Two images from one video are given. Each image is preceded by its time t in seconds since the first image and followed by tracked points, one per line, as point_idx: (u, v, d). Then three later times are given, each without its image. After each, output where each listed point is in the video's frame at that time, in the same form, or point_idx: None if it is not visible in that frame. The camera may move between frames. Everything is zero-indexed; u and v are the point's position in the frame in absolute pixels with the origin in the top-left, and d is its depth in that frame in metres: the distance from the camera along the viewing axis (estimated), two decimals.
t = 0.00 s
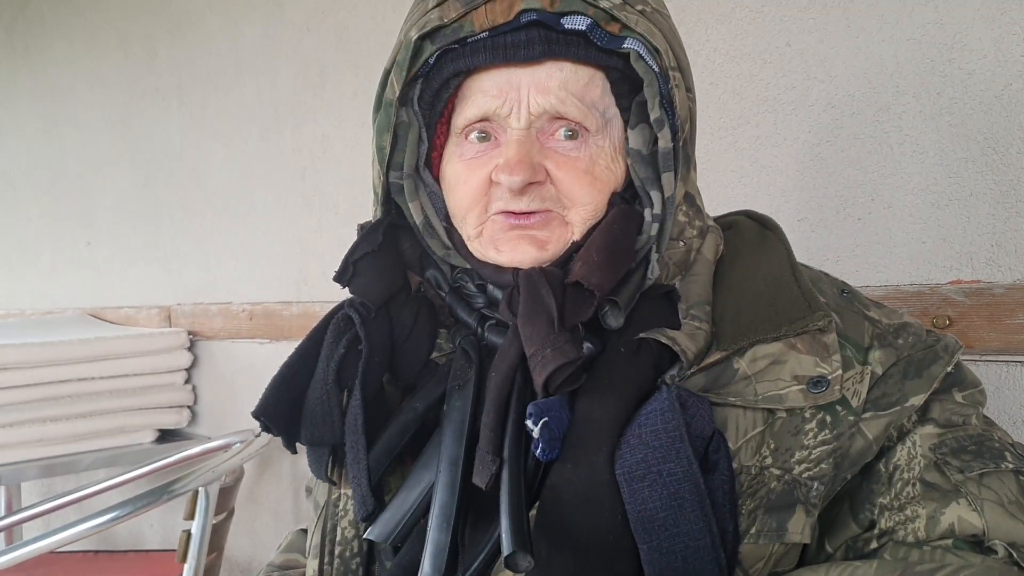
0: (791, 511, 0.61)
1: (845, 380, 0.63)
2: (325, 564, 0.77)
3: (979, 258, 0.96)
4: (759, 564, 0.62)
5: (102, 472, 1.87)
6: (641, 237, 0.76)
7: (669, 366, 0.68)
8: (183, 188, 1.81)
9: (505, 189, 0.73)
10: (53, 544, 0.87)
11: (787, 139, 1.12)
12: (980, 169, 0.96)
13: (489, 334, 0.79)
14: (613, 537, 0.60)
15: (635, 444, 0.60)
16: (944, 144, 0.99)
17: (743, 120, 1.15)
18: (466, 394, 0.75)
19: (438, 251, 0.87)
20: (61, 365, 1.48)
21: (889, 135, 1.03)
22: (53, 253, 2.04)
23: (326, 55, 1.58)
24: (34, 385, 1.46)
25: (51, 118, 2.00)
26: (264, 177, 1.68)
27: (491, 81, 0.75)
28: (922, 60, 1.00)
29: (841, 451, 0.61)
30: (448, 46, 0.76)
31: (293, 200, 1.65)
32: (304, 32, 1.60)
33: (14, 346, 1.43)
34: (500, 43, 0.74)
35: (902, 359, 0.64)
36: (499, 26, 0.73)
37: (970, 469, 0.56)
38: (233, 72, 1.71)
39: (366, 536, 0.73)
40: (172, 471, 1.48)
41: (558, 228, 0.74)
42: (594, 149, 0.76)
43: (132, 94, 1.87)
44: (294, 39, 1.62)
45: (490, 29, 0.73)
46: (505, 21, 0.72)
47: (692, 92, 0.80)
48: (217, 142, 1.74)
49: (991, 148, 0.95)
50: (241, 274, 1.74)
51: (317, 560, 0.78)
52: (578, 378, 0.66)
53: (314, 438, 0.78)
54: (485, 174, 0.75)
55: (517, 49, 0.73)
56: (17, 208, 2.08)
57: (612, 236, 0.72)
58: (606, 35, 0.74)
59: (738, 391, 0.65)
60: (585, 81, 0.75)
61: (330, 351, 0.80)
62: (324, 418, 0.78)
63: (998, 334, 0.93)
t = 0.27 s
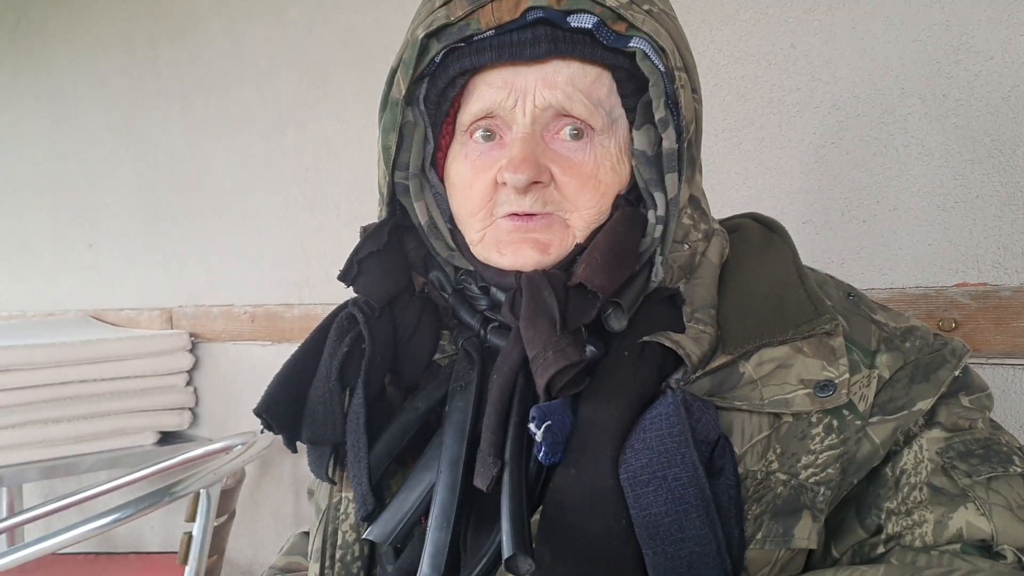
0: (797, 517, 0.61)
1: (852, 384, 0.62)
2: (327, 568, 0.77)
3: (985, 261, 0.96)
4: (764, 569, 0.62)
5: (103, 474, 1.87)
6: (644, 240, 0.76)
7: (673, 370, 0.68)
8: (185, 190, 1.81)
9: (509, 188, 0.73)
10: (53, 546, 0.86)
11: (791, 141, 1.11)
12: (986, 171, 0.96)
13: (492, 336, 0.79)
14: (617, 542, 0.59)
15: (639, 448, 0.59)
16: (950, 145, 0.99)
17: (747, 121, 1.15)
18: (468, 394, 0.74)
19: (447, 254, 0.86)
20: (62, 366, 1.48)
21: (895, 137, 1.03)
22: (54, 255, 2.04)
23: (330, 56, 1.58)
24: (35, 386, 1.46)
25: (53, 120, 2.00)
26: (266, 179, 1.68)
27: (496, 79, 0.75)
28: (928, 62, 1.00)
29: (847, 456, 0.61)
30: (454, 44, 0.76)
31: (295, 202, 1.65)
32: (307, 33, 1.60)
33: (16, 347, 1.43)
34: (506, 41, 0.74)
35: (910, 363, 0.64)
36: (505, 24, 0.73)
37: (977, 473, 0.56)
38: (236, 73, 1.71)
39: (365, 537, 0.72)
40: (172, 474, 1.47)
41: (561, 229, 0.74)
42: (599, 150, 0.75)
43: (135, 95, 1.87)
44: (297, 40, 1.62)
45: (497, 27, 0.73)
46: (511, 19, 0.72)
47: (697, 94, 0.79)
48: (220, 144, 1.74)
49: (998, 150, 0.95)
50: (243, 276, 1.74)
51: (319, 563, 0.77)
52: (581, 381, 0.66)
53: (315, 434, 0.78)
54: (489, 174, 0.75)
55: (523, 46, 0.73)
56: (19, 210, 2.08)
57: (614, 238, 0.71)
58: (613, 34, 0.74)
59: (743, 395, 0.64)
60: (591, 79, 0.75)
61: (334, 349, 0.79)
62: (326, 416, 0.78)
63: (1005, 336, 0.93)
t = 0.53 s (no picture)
0: (799, 516, 0.61)
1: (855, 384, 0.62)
2: (328, 568, 0.77)
3: (986, 261, 0.96)
4: (766, 569, 0.62)
5: (103, 475, 1.87)
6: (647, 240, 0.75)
7: (676, 369, 0.68)
8: (185, 190, 1.81)
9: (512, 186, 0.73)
10: (53, 547, 0.86)
11: (791, 141, 1.11)
12: (987, 172, 0.96)
13: (494, 334, 0.78)
14: (619, 542, 0.59)
15: (642, 447, 0.59)
16: (951, 146, 0.99)
17: (748, 122, 1.15)
18: (469, 393, 0.74)
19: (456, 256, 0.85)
20: (61, 367, 1.48)
21: (895, 138, 1.03)
22: (54, 255, 2.04)
23: (330, 57, 1.58)
24: (33, 387, 1.46)
25: (53, 121, 2.00)
26: (266, 179, 1.68)
27: (501, 77, 0.75)
28: (929, 62, 1.00)
29: (850, 455, 0.61)
30: (460, 42, 0.76)
31: (296, 202, 1.65)
32: (308, 33, 1.60)
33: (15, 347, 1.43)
34: (511, 39, 0.74)
35: (913, 363, 0.64)
36: (510, 23, 0.73)
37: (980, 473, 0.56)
38: (236, 74, 1.71)
39: (365, 533, 0.72)
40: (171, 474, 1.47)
41: (565, 227, 0.74)
42: (603, 148, 0.75)
43: (135, 95, 1.87)
44: (298, 40, 1.62)
45: (503, 25, 0.73)
46: (516, 18, 0.73)
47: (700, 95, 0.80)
48: (220, 145, 1.74)
49: (999, 150, 0.95)
50: (243, 277, 1.74)
51: (321, 564, 0.77)
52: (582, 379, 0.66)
53: (316, 431, 0.78)
54: (493, 172, 0.75)
55: (528, 44, 0.73)
56: (19, 211, 2.08)
57: (618, 237, 0.71)
58: (617, 33, 0.74)
59: (745, 395, 0.64)
60: (595, 78, 0.75)
61: (336, 346, 0.79)
62: (327, 413, 0.78)
63: (1006, 337, 0.93)
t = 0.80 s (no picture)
0: (800, 512, 0.61)
1: (856, 380, 0.62)
2: (329, 564, 0.77)
3: (987, 257, 0.96)
4: (767, 564, 0.62)
5: (103, 472, 1.87)
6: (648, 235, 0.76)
7: (677, 364, 0.68)
8: (185, 187, 1.81)
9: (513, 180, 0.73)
10: (52, 544, 0.86)
11: (792, 138, 1.11)
12: (989, 168, 0.96)
13: (494, 329, 0.78)
14: (621, 538, 0.59)
15: (642, 442, 0.59)
16: (952, 142, 0.98)
17: (749, 119, 1.15)
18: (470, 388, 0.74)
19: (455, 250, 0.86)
20: (60, 364, 1.48)
21: (896, 134, 1.03)
22: (54, 252, 2.04)
23: (330, 53, 1.58)
24: (33, 384, 1.46)
25: (53, 117, 2.00)
26: (267, 176, 1.68)
27: (503, 72, 0.75)
28: (930, 58, 1.00)
29: (850, 451, 0.61)
30: (461, 37, 0.76)
31: (296, 199, 1.65)
32: (308, 30, 1.60)
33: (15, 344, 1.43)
34: (513, 34, 0.74)
35: (914, 359, 0.64)
36: (511, 17, 0.73)
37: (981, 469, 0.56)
38: (236, 70, 1.70)
39: (365, 528, 0.72)
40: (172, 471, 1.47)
41: (566, 222, 0.74)
42: (605, 144, 0.75)
43: (135, 92, 1.87)
44: (298, 37, 1.62)
45: (504, 20, 0.73)
46: (518, 12, 0.72)
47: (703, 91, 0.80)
48: (220, 142, 1.74)
49: (1000, 146, 0.95)
50: (243, 274, 1.74)
51: (321, 560, 0.77)
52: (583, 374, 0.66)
53: (317, 426, 0.78)
54: (494, 167, 0.75)
55: (530, 39, 0.73)
56: (19, 208, 2.08)
57: (620, 232, 0.71)
58: (618, 28, 0.74)
59: (746, 390, 0.64)
60: (597, 72, 0.75)
61: (336, 341, 0.79)
62: (328, 407, 0.78)
63: (1007, 333, 0.93)
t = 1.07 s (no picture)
0: (801, 513, 0.61)
1: (856, 381, 0.62)
2: (329, 565, 0.77)
3: (986, 258, 0.96)
4: (767, 565, 0.62)
5: (104, 472, 1.87)
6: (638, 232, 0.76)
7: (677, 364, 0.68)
8: (185, 187, 1.81)
9: (497, 176, 0.73)
10: (53, 545, 0.86)
11: (792, 138, 1.11)
12: (988, 168, 0.96)
13: (486, 325, 0.78)
14: (621, 539, 0.59)
15: (642, 443, 0.59)
16: (951, 143, 0.98)
17: (749, 119, 1.15)
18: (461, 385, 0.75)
19: (450, 249, 0.85)
20: (61, 365, 1.49)
21: (896, 134, 1.03)
22: (54, 253, 2.04)
23: (330, 54, 1.58)
24: (33, 385, 1.46)
25: (54, 118, 2.00)
26: (266, 177, 1.68)
27: (494, 69, 0.75)
28: (929, 58, 1.00)
29: (850, 453, 0.61)
30: (454, 35, 0.77)
31: (296, 200, 1.65)
32: (308, 30, 1.60)
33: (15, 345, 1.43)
34: (503, 32, 0.74)
35: (913, 360, 0.64)
36: (503, 16, 0.73)
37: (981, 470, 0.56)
38: (236, 71, 1.71)
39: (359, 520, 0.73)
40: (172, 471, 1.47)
41: (554, 219, 0.74)
42: (596, 141, 0.74)
43: (135, 92, 1.87)
44: (297, 38, 1.62)
45: (495, 19, 0.74)
46: (508, 11, 0.73)
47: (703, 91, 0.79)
48: (221, 143, 1.74)
49: (999, 146, 0.95)
50: (243, 274, 1.74)
51: (321, 560, 0.77)
52: (571, 369, 0.67)
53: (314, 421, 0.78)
54: (482, 163, 0.75)
55: (519, 37, 0.73)
56: (20, 208, 2.08)
57: (610, 231, 0.71)
58: (609, 26, 0.74)
59: (746, 391, 0.64)
60: (589, 70, 0.74)
61: (335, 334, 0.79)
62: (328, 402, 0.78)
63: (1006, 334, 0.93)
